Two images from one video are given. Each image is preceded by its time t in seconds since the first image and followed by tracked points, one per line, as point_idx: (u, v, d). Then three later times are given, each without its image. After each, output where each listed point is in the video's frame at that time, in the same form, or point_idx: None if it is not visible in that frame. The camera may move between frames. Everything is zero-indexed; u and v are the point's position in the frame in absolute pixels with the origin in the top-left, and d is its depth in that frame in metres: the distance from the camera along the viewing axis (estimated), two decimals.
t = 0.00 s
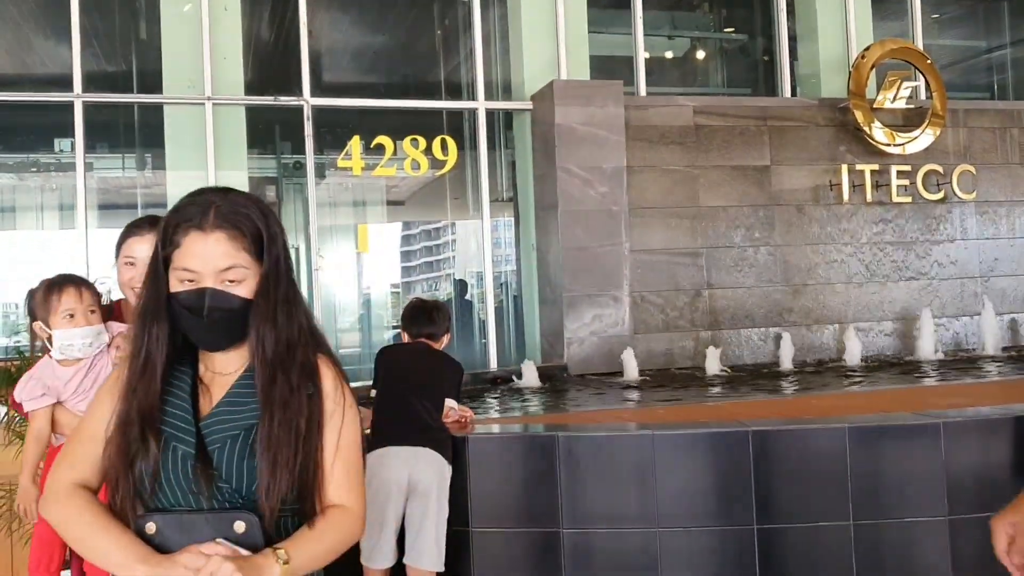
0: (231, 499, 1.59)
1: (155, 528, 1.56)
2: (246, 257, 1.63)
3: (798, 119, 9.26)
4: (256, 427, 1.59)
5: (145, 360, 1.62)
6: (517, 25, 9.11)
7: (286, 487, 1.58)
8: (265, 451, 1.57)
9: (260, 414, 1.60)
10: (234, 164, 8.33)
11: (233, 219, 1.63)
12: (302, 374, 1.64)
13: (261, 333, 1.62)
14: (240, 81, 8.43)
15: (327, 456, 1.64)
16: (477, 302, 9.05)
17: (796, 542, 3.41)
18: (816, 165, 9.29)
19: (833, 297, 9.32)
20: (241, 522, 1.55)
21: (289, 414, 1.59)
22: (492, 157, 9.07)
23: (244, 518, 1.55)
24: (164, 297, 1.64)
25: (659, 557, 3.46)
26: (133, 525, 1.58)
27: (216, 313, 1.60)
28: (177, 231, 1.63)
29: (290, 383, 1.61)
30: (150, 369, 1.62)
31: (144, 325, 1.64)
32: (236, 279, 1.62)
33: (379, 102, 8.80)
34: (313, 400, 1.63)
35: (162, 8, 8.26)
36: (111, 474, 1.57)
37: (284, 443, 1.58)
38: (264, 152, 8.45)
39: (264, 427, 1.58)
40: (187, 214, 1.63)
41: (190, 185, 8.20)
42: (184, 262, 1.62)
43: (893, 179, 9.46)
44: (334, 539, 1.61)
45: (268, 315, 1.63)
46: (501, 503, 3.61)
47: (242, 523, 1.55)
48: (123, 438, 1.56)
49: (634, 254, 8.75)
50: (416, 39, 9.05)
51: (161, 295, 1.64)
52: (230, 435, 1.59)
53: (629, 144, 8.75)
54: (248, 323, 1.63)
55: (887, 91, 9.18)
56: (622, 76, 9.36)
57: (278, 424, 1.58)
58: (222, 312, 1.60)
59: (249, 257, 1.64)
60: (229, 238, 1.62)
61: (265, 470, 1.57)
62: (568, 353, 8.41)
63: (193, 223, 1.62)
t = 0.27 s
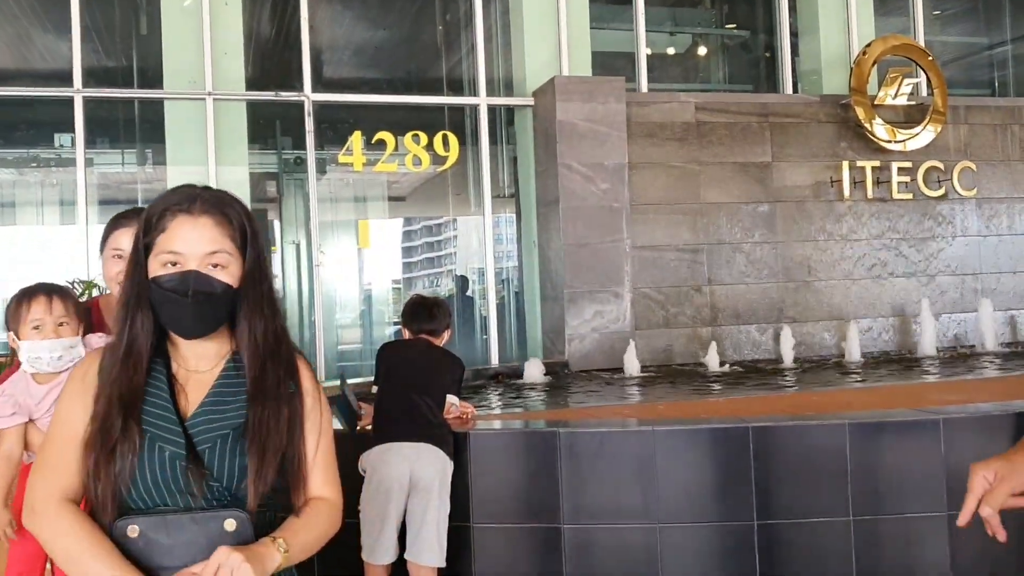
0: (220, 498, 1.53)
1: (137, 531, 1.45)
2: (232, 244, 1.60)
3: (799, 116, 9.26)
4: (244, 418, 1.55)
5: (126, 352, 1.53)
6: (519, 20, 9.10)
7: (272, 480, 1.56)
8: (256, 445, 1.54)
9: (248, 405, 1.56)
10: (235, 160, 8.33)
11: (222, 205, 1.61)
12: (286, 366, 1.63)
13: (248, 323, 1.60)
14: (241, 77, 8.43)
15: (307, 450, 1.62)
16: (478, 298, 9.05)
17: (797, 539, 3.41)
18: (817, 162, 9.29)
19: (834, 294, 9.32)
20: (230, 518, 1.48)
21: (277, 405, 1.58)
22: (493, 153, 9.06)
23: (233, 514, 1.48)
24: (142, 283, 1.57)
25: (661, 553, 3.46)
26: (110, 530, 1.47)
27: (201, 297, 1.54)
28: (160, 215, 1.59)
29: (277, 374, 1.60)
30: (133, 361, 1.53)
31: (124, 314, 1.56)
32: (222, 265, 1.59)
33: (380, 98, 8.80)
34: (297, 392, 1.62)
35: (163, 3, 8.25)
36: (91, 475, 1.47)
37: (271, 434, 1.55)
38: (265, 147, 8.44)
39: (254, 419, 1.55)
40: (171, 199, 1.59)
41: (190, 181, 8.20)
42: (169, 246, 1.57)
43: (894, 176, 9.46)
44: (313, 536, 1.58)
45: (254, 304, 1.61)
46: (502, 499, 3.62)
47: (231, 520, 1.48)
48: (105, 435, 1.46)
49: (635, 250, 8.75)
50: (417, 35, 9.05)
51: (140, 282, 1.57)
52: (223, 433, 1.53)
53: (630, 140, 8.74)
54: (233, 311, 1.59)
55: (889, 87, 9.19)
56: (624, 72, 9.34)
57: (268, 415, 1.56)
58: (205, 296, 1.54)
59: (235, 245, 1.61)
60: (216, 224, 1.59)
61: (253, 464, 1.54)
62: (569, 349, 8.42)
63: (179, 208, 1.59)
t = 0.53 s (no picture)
0: (211, 498, 1.52)
1: (124, 533, 1.43)
2: (209, 244, 1.58)
3: (799, 114, 9.26)
4: (230, 418, 1.54)
5: (108, 351, 1.49)
6: (519, 18, 9.10)
7: (261, 480, 1.55)
8: (246, 445, 1.53)
9: (233, 405, 1.54)
10: (236, 158, 8.34)
11: (199, 205, 1.58)
12: (267, 364, 1.61)
13: (229, 322, 1.58)
14: (242, 75, 8.43)
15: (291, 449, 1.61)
16: (478, 296, 9.07)
17: (795, 536, 3.43)
18: (817, 160, 9.29)
19: (834, 292, 9.33)
20: (221, 518, 1.47)
21: (263, 404, 1.56)
22: (493, 151, 9.07)
23: (224, 514, 1.47)
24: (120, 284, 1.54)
25: (660, 551, 3.47)
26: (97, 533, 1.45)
27: (182, 296, 1.51)
28: (137, 216, 1.55)
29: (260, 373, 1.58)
30: (116, 361, 1.49)
31: (104, 313, 1.52)
32: (201, 265, 1.56)
33: (380, 96, 8.81)
34: (280, 391, 1.61)
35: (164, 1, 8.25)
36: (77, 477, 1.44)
37: (260, 433, 1.54)
38: (266, 145, 8.45)
39: (241, 419, 1.54)
40: (147, 199, 1.56)
41: (191, 179, 8.22)
42: (148, 247, 1.54)
43: (894, 174, 9.46)
44: (296, 535, 1.58)
45: (234, 303, 1.59)
46: (501, 497, 3.63)
47: (222, 520, 1.47)
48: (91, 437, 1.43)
49: (635, 248, 8.76)
50: (417, 33, 9.05)
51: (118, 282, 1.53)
52: (214, 433, 1.52)
53: (630, 138, 8.75)
54: (214, 310, 1.57)
55: (889, 86, 9.19)
56: (623, 70, 9.35)
57: (254, 414, 1.54)
58: (187, 296, 1.51)
59: (213, 245, 1.58)
60: (193, 224, 1.57)
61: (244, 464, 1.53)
62: (569, 347, 8.44)
63: (157, 208, 1.56)
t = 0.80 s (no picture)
0: (201, 497, 1.52)
1: (122, 531, 1.44)
2: (200, 238, 1.58)
3: (801, 112, 9.26)
4: (222, 416, 1.54)
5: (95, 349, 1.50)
6: (521, 16, 9.10)
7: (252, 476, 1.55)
8: (235, 444, 1.53)
9: (224, 402, 1.55)
10: (238, 155, 8.36)
11: (189, 200, 1.59)
12: (259, 361, 1.61)
13: (220, 318, 1.59)
14: (244, 72, 8.45)
15: (283, 446, 1.61)
16: (479, 294, 9.08)
17: (795, 534, 3.44)
18: (819, 158, 9.29)
19: (835, 290, 9.34)
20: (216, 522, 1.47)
21: (254, 399, 1.56)
22: (495, 149, 9.08)
23: (219, 518, 1.47)
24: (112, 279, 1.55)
25: (660, 548, 3.49)
26: (95, 531, 1.46)
27: (172, 289, 1.51)
28: (128, 213, 1.56)
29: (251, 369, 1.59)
30: (103, 359, 1.50)
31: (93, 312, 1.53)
32: (191, 259, 1.57)
33: (382, 94, 8.81)
34: (272, 386, 1.61)
35: None
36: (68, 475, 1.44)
37: (251, 428, 1.54)
38: (267, 143, 8.46)
39: (231, 415, 1.54)
40: (138, 196, 1.58)
41: (193, 176, 8.24)
42: (138, 241, 1.55)
43: (896, 173, 9.46)
44: (291, 530, 1.58)
45: (225, 299, 1.60)
46: (502, 494, 3.64)
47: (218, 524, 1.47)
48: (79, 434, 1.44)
49: (636, 246, 8.77)
50: (419, 31, 9.06)
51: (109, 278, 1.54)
52: (205, 432, 1.52)
53: (631, 136, 8.75)
54: (205, 305, 1.57)
55: (891, 84, 9.19)
56: (625, 68, 9.35)
57: (244, 410, 1.55)
58: (177, 289, 1.52)
59: (203, 239, 1.59)
60: (184, 218, 1.57)
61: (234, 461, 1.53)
62: (570, 345, 8.45)
63: (148, 204, 1.57)
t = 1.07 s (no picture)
0: (212, 498, 1.52)
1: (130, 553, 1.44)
2: (202, 234, 1.57)
3: (802, 112, 9.25)
4: (228, 415, 1.53)
5: (97, 353, 1.52)
6: (522, 14, 9.09)
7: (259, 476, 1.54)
8: (242, 443, 1.53)
9: (229, 401, 1.54)
10: (239, 154, 8.37)
11: (190, 197, 1.58)
12: (264, 358, 1.60)
13: (222, 314, 1.58)
14: (244, 71, 8.45)
15: (291, 445, 1.60)
16: (480, 293, 9.09)
17: (794, 534, 3.44)
18: (820, 157, 9.29)
19: (835, 289, 9.34)
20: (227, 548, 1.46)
21: (258, 398, 1.55)
22: (495, 148, 9.08)
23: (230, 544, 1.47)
24: (115, 279, 1.56)
25: (659, 548, 3.50)
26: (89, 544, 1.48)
27: (174, 287, 1.51)
28: (129, 212, 1.56)
29: (255, 367, 1.58)
30: (105, 362, 1.52)
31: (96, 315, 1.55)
32: (193, 255, 1.55)
33: (383, 93, 8.81)
34: (277, 384, 1.60)
35: None
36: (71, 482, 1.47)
37: (257, 428, 1.54)
38: (268, 142, 8.48)
39: (236, 415, 1.53)
40: (140, 195, 1.58)
41: (193, 176, 8.25)
42: (140, 239, 1.54)
43: (897, 172, 9.45)
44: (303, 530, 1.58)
45: (229, 296, 1.58)
46: (502, 493, 3.65)
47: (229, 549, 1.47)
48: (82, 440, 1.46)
49: (637, 246, 8.77)
50: (420, 30, 9.07)
51: (112, 278, 1.56)
52: (212, 432, 1.52)
53: (632, 136, 8.76)
54: (209, 302, 1.56)
55: (892, 83, 9.20)
56: (626, 68, 9.34)
57: (249, 408, 1.54)
58: (179, 286, 1.51)
59: (206, 235, 1.58)
60: (185, 215, 1.56)
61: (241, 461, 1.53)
62: (571, 344, 8.46)
63: (148, 203, 1.57)
